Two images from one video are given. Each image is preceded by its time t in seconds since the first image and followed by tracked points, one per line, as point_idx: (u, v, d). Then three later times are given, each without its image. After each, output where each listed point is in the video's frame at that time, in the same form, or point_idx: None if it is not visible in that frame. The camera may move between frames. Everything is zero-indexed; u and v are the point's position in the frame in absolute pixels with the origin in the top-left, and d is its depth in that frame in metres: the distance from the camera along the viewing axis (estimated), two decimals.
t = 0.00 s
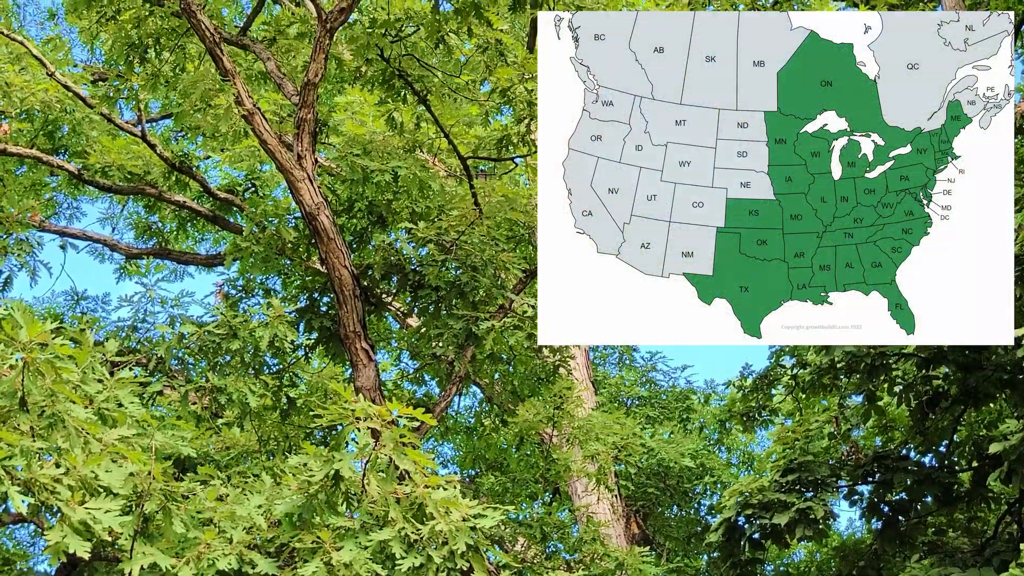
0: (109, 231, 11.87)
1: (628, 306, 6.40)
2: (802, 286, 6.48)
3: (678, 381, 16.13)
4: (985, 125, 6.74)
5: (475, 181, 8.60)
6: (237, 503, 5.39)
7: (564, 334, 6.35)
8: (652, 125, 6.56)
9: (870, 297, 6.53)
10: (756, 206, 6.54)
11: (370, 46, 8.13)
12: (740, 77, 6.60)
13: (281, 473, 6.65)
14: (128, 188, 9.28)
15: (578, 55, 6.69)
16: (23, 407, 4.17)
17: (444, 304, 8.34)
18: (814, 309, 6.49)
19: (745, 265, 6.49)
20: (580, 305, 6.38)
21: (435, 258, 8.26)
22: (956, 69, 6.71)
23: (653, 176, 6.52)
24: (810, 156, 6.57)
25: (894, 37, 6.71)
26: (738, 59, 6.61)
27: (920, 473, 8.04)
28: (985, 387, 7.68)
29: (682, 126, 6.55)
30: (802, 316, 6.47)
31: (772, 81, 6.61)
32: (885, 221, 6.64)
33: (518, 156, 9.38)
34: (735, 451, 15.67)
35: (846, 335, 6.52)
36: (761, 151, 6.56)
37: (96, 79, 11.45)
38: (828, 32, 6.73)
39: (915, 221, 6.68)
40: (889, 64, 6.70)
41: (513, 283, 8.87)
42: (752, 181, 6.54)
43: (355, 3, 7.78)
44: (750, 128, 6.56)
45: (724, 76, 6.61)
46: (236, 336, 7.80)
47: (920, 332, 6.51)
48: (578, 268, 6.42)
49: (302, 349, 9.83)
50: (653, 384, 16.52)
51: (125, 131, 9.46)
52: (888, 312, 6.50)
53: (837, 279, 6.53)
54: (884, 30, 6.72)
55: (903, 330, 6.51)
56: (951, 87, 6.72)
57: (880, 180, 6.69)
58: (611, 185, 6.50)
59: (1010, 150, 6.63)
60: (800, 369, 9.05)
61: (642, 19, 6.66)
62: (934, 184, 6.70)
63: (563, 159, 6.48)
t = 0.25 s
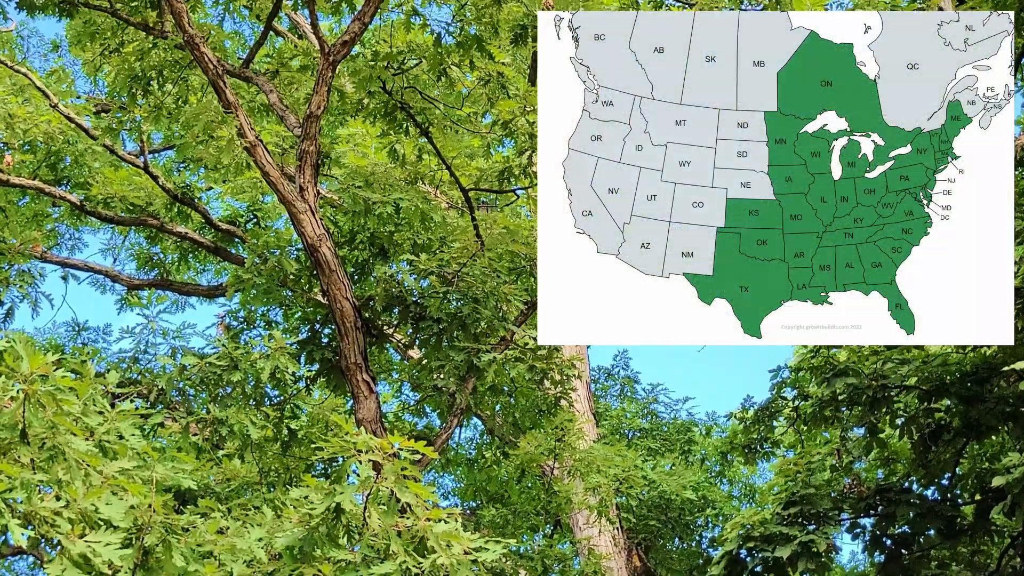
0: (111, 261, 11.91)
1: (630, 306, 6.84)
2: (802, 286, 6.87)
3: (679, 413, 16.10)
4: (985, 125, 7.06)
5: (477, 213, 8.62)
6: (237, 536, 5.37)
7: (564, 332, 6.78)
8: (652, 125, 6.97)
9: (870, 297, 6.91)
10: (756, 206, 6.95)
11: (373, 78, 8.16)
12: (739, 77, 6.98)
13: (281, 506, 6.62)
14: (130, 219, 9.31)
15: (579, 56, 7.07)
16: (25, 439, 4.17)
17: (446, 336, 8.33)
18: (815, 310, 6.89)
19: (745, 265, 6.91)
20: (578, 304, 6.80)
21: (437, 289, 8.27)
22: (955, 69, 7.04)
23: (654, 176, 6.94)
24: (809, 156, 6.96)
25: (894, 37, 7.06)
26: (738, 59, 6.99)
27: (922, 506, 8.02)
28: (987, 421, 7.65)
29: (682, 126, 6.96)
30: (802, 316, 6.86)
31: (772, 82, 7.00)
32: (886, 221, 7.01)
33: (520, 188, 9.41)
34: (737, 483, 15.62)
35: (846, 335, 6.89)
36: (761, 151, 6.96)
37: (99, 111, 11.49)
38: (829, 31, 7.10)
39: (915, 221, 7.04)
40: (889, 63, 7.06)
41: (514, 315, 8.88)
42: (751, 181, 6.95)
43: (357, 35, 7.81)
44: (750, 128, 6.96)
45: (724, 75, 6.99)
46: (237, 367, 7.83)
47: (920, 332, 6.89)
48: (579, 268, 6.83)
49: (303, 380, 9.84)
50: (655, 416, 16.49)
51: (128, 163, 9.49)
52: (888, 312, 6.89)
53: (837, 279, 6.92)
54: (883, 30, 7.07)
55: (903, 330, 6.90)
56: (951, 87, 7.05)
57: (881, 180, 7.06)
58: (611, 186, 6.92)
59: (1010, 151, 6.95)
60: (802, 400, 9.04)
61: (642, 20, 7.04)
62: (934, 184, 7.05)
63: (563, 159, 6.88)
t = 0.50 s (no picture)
0: (112, 284, 11.91)
1: (629, 307, 6.74)
2: (802, 286, 6.77)
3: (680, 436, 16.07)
4: (985, 125, 7.01)
5: (477, 237, 8.62)
6: (237, 561, 5.34)
7: (564, 333, 6.68)
8: (652, 125, 6.87)
9: (870, 297, 6.82)
10: (756, 206, 6.84)
11: (375, 103, 8.17)
12: (740, 76, 6.88)
13: (281, 531, 6.60)
14: (131, 242, 9.31)
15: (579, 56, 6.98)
16: (24, 463, 4.15)
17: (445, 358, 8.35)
18: (814, 309, 6.79)
19: (746, 265, 6.80)
20: (579, 305, 6.71)
21: (437, 313, 8.25)
22: (956, 69, 6.98)
23: (654, 176, 6.84)
24: (809, 156, 6.85)
25: (894, 38, 6.98)
26: (738, 59, 6.90)
27: (924, 531, 7.98)
28: (989, 446, 7.63)
29: (682, 126, 6.85)
30: (802, 316, 6.77)
31: (772, 81, 6.90)
32: (886, 221, 6.92)
33: (520, 213, 9.41)
34: (738, 507, 15.58)
35: (846, 335, 6.81)
36: (761, 151, 6.85)
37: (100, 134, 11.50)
38: (829, 32, 7.00)
39: (915, 221, 6.97)
40: (889, 64, 6.98)
41: (514, 339, 8.87)
42: (751, 181, 6.84)
43: (359, 59, 7.84)
44: (750, 129, 6.86)
45: (724, 76, 6.89)
46: (237, 391, 7.81)
47: (920, 332, 6.81)
48: (579, 268, 6.74)
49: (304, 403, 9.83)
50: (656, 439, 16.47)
51: (129, 186, 9.50)
52: (888, 312, 6.81)
53: (837, 279, 6.82)
54: (884, 30, 7.00)
55: (903, 330, 6.83)
56: (951, 87, 6.99)
57: (881, 180, 6.97)
58: (612, 185, 6.82)
59: (1010, 151, 6.89)
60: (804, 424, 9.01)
61: (642, 19, 6.94)
62: (934, 184, 6.98)
63: (563, 159, 6.79)
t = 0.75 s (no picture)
0: (113, 308, 11.93)
1: (630, 307, 6.75)
2: (802, 286, 6.77)
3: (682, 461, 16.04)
4: (986, 125, 7.01)
5: (479, 262, 8.63)
6: None
7: (563, 332, 6.72)
8: (652, 125, 6.91)
9: (870, 297, 6.82)
10: (756, 206, 6.85)
11: (377, 128, 8.20)
12: (739, 77, 6.93)
13: (281, 556, 6.59)
14: (133, 266, 9.32)
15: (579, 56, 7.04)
16: (25, 488, 4.15)
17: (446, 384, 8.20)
18: (815, 310, 6.79)
19: (745, 265, 6.80)
20: (580, 305, 6.75)
21: (439, 338, 8.27)
22: (956, 69, 6.99)
23: (654, 176, 6.88)
24: (809, 156, 6.86)
25: (894, 37, 7.02)
26: (738, 59, 6.94)
27: (927, 556, 7.96)
28: (991, 470, 7.62)
29: (682, 126, 6.89)
30: (802, 316, 6.77)
31: (772, 81, 6.93)
32: (885, 221, 6.93)
33: (521, 237, 9.43)
34: (740, 533, 15.55)
35: (847, 335, 6.79)
36: (761, 151, 6.88)
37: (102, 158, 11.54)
38: (829, 32, 7.04)
39: (915, 221, 6.97)
40: (889, 63, 7.00)
41: (516, 364, 8.89)
42: (751, 181, 6.86)
43: (361, 84, 7.87)
44: (750, 129, 6.89)
45: (724, 76, 6.94)
46: (238, 417, 7.79)
47: (920, 332, 6.80)
48: (578, 268, 6.77)
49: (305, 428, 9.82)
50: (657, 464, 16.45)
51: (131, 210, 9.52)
52: (888, 312, 6.79)
53: (837, 279, 6.81)
54: (883, 30, 7.03)
55: (903, 330, 6.81)
56: (951, 87, 7.00)
57: (881, 180, 6.96)
58: (612, 186, 6.86)
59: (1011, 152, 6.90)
60: (805, 449, 9.01)
61: (642, 20, 6.99)
62: (934, 184, 6.98)
63: (563, 159, 6.84)
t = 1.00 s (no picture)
0: (115, 328, 11.93)
1: (630, 307, 6.65)
2: (802, 286, 6.69)
3: (683, 481, 16.03)
4: (985, 125, 6.94)
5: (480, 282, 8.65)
6: None
7: (564, 333, 6.63)
8: (652, 125, 6.80)
9: (870, 297, 6.73)
10: (756, 206, 6.77)
11: (379, 148, 8.21)
12: (740, 76, 6.82)
13: None
14: (135, 286, 9.32)
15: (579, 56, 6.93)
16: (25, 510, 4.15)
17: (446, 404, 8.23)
18: (814, 309, 6.70)
19: (745, 265, 6.71)
20: (580, 307, 6.65)
21: (440, 359, 8.30)
22: (956, 69, 6.91)
23: (654, 176, 6.77)
24: (809, 156, 6.78)
25: (894, 37, 6.93)
26: (738, 59, 6.83)
27: None
28: (994, 491, 7.60)
29: (682, 126, 6.78)
30: (802, 316, 6.69)
31: (772, 81, 6.83)
32: (885, 221, 6.86)
33: (523, 257, 9.44)
34: (742, 553, 15.53)
35: (846, 335, 6.71)
36: (761, 151, 6.79)
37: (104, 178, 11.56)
38: (828, 32, 6.96)
39: (915, 221, 6.89)
40: (889, 63, 6.92)
41: (518, 385, 8.90)
42: (751, 181, 6.78)
43: (363, 106, 7.89)
44: (750, 128, 6.80)
45: (724, 75, 6.83)
46: (240, 437, 7.80)
47: (921, 332, 6.69)
48: (579, 269, 6.67)
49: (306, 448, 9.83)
50: (658, 484, 16.44)
51: (133, 230, 9.53)
52: (888, 312, 6.70)
53: (837, 279, 6.73)
54: (883, 30, 6.95)
55: (903, 330, 6.71)
56: (951, 87, 6.92)
57: (881, 180, 6.89)
58: (611, 185, 6.75)
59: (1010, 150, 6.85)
60: (807, 469, 9.00)
61: (642, 19, 6.89)
62: (934, 183, 6.91)
63: (563, 159, 6.73)
